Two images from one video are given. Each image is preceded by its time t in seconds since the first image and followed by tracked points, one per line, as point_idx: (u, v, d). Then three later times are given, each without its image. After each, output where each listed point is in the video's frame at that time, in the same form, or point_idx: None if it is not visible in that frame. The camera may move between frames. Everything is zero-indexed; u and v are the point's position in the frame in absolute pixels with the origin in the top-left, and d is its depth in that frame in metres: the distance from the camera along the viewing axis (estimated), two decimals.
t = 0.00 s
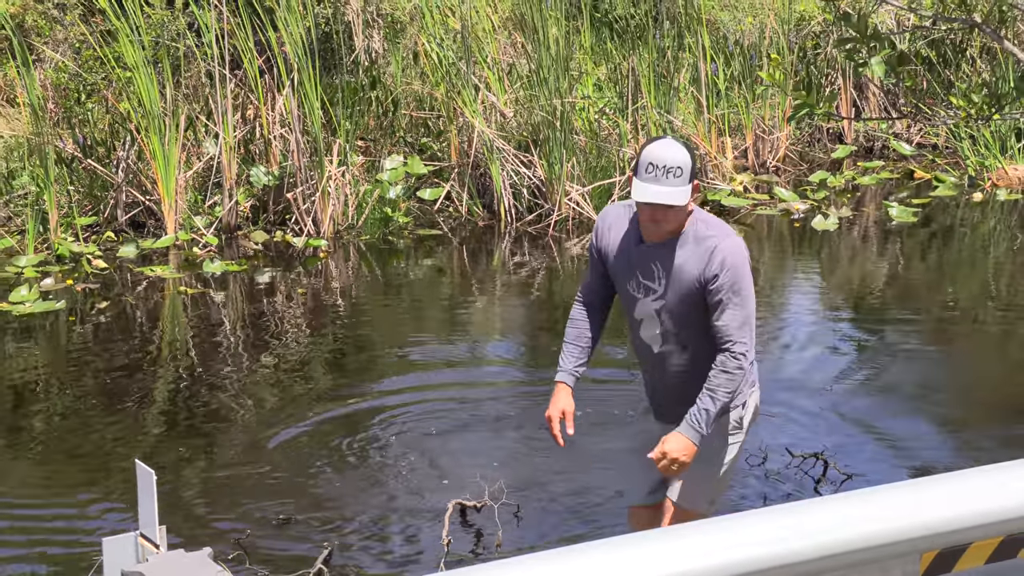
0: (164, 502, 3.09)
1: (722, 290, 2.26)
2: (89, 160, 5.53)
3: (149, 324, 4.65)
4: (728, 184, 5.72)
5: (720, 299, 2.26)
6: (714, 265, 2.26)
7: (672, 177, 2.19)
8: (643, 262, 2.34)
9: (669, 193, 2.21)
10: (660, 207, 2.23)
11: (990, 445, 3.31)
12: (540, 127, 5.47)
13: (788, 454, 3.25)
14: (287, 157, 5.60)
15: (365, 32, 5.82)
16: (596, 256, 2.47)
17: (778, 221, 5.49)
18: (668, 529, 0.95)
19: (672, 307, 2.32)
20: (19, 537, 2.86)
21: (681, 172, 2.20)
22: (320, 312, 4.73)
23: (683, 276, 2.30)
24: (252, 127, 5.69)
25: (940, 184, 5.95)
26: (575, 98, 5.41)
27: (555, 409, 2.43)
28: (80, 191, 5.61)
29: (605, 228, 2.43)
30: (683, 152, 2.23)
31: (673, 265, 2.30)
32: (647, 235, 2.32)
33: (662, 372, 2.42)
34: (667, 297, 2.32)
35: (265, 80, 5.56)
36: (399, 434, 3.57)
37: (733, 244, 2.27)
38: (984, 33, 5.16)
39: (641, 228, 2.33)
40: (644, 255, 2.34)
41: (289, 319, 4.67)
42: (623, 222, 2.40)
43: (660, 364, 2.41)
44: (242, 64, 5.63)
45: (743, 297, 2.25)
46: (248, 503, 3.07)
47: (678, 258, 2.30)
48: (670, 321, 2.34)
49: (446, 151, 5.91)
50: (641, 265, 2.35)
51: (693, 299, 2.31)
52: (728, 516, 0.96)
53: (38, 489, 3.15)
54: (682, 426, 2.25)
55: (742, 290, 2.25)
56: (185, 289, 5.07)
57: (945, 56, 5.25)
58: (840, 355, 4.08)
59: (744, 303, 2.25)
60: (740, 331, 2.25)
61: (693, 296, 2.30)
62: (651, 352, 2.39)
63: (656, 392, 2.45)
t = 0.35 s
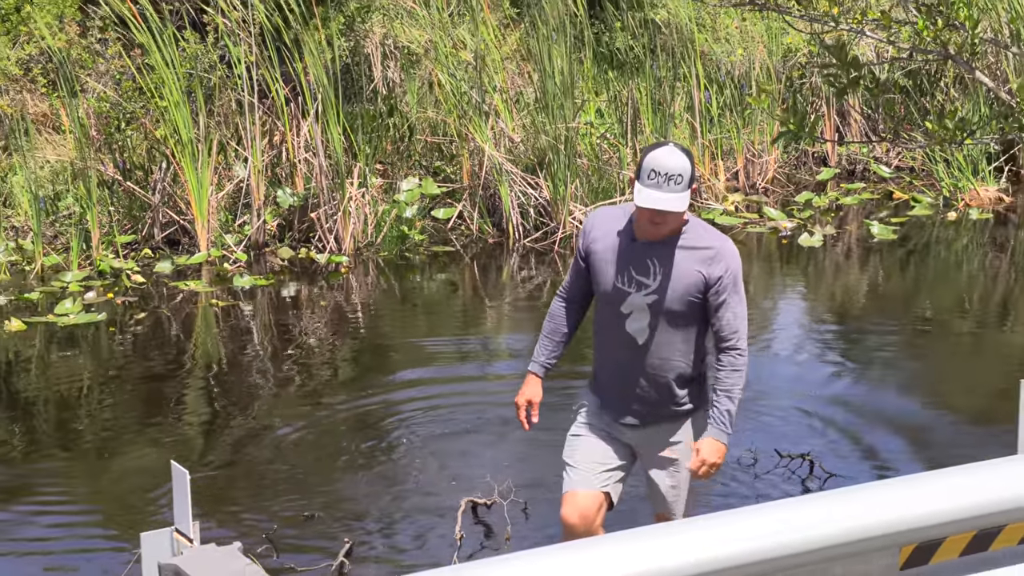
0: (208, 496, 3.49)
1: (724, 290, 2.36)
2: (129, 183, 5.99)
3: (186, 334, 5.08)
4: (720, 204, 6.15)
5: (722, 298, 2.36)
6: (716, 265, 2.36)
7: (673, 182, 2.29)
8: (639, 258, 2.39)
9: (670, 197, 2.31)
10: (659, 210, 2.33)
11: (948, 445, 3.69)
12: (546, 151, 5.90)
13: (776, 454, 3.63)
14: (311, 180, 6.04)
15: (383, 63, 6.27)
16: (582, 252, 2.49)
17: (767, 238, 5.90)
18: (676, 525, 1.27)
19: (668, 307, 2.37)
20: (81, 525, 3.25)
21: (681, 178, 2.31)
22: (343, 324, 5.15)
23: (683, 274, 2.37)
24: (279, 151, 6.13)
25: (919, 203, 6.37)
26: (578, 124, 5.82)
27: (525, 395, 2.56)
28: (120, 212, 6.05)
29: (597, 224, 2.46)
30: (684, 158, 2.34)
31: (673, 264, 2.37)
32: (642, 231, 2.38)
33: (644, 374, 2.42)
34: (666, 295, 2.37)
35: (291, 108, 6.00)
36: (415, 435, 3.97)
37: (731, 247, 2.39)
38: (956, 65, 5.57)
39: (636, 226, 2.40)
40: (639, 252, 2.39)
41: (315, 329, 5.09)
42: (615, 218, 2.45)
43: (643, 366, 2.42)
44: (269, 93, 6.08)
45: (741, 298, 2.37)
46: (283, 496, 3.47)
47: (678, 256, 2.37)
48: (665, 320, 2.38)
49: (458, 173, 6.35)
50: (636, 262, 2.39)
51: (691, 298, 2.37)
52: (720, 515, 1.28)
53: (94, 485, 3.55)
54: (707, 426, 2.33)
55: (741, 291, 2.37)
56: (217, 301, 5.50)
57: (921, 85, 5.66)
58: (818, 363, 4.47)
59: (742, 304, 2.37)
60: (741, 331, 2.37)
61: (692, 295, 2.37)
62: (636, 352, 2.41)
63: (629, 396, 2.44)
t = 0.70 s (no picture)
0: (256, 490, 3.93)
1: (677, 294, 2.59)
2: (162, 202, 6.48)
3: (218, 343, 5.53)
4: (710, 222, 6.62)
5: (677, 302, 2.59)
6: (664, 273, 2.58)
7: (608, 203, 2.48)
8: (591, 283, 2.59)
9: (606, 216, 2.49)
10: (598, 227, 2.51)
11: (908, 445, 4.10)
12: (549, 172, 6.34)
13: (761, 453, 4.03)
14: (330, 200, 6.51)
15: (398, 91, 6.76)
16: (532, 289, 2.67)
17: (753, 253, 6.36)
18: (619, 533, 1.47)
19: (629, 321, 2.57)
20: (131, 518, 3.68)
21: (615, 199, 2.50)
22: (360, 333, 5.59)
23: (637, 289, 2.57)
24: (301, 173, 6.59)
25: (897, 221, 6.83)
26: (578, 148, 6.27)
27: (485, 430, 2.72)
28: (154, 229, 6.53)
29: (541, 260, 2.65)
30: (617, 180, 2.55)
31: (624, 282, 2.57)
32: (587, 257, 2.58)
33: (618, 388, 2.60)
34: (624, 310, 2.57)
35: (312, 133, 6.48)
36: (428, 434, 4.40)
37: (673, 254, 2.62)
38: (927, 94, 6.01)
39: (580, 253, 2.59)
40: (590, 278, 2.59)
41: (336, 338, 5.55)
42: (557, 251, 2.64)
43: (616, 381, 2.61)
44: (292, 119, 6.55)
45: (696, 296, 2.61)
46: (309, 491, 3.89)
47: (628, 273, 2.57)
48: (628, 334, 2.57)
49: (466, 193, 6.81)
50: (589, 287, 2.59)
51: (649, 308, 2.58)
52: (653, 526, 1.49)
53: (140, 482, 3.98)
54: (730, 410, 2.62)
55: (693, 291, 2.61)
56: (243, 311, 5.95)
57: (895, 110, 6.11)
58: (795, 371, 4.88)
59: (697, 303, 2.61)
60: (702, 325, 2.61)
61: (648, 306, 2.58)
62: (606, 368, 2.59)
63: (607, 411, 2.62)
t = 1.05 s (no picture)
0: (302, 482, 4.38)
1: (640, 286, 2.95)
2: (197, 219, 6.98)
3: (251, 349, 6.02)
4: (705, 236, 7.10)
5: (641, 294, 2.95)
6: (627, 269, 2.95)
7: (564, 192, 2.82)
8: (562, 288, 2.96)
9: (566, 206, 2.83)
10: (563, 219, 2.85)
11: (882, 441, 4.54)
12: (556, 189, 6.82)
13: (754, 450, 4.45)
14: (353, 216, 6.98)
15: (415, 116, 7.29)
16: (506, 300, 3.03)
17: (745, 265, 6.85)
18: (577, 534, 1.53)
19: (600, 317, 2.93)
20: (184, 503, 4.15)
21: (574, 190, 2.84)
22: (380, 340, 6.08)
23: (603, 288, 2.93)
24: (325, 191, 7.09)
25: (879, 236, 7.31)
26: (583, 167, 6.75)
27: (472, 446, 2.99)
28: (189, 243, 7.03)
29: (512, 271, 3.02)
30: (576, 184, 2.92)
31: (591, 283, 2.93)
32: (555, 262, 2.95)
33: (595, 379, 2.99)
34: (593, 308, 2.93)
35: (336, 154, 6.99)
36: (445, 432, 4.87)
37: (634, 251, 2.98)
38: (905, 117, 6.49)
39: (549, 259, 2.95)
40: (560, 284, 2.96)
41: (358, 344, 6.03)
42: (527, 262, 3.00)
43: (596, 372, 2.99)
44: (317, 141, 7.06)
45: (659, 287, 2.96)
46: (350, 483, 4.35)
47: (595, 275, 2.94)
48: (600, 330, 2.94)
49: (478, 210, 7.31)
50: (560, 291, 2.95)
51: (616, 305, 2.94)
52: (613, 525, 1.54)
53: (188, 472, 4.44)
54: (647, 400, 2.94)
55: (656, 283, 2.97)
56: (273, 319, 6.45)
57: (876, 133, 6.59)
58: (780, 376, 5.34)
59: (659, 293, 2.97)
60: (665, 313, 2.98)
61: (616, 301, 2.95)
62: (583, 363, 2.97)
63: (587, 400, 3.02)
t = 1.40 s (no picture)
0: (333, 479, 4.84)
1: (639, 310, 3.21)
2: (232, 233, 7.54)
3: (282, 355, 6.55)
4: (701, 248, 7.64)
5: (639, 317, 3.21)
6: (631, 291, 3.21)
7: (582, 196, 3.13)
8: (565, 300, 3.21)
9: (585, 210, 3.13)
10: (580, 222, 3.13)
11: (861, 443, 4.99)
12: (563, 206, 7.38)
13: (743, 449, 4.93)
14: (375, 230, 7.56)
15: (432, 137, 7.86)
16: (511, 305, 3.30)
17: (738, 276, 7.38)
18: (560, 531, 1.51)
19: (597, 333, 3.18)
20: (229, 496, 4.62)
21: (592, 200, 3.16)
22: (401, 345, 6.62)
23: (604, 305, 3.19)
24: (349, 208, 7.64)
25: (864, 251, 7.85)
26: (588, 185, 7.29)
27: (462, 438, 3.18)
28: (224, 255, 7.58)
29: (519, 279, 3.28)
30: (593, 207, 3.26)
31: (593, 299, 3.19)
32: (561, 274, 3.21)
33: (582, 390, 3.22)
34: (592, 323, 3.18)
35: (360, 174, 7.56)
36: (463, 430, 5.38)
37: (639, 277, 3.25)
38: (886, 140, 7.00)
39: (556, 269, 3.21)
40: (564, 296, 3.21)
41: (382, 349, 6.57)
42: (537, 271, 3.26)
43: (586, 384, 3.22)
44: (342, 161, 7.64)
45: (656, 314, 3.22)
46: (377, 480, 4.81)
47: (598, 292, 3.20)
48: (596, 344, 3.18)
49: (490, 225, 7.86)
50: (562, 303, 3.21)
51: (614, 323, 3.19)
52: (600, 520, 1.52)
53: (229, 470, 4.90)
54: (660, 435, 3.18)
55: (654, 309, 3.23)
56: (301, 326, 6.99)
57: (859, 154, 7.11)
58: (769, 382, 5.80)
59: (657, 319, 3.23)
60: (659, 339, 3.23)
61: (615, 321, 3.20)
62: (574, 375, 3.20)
63: (570, 409, 3.25)
